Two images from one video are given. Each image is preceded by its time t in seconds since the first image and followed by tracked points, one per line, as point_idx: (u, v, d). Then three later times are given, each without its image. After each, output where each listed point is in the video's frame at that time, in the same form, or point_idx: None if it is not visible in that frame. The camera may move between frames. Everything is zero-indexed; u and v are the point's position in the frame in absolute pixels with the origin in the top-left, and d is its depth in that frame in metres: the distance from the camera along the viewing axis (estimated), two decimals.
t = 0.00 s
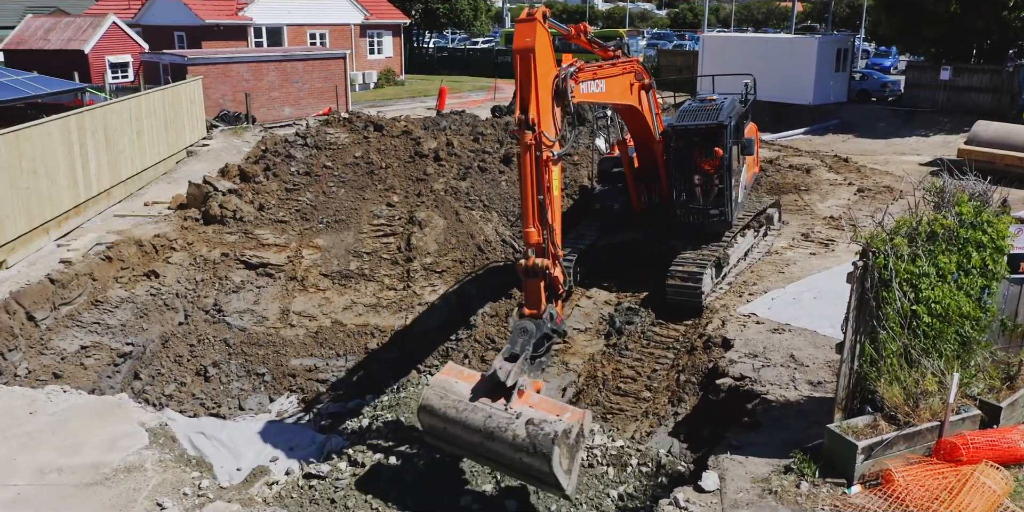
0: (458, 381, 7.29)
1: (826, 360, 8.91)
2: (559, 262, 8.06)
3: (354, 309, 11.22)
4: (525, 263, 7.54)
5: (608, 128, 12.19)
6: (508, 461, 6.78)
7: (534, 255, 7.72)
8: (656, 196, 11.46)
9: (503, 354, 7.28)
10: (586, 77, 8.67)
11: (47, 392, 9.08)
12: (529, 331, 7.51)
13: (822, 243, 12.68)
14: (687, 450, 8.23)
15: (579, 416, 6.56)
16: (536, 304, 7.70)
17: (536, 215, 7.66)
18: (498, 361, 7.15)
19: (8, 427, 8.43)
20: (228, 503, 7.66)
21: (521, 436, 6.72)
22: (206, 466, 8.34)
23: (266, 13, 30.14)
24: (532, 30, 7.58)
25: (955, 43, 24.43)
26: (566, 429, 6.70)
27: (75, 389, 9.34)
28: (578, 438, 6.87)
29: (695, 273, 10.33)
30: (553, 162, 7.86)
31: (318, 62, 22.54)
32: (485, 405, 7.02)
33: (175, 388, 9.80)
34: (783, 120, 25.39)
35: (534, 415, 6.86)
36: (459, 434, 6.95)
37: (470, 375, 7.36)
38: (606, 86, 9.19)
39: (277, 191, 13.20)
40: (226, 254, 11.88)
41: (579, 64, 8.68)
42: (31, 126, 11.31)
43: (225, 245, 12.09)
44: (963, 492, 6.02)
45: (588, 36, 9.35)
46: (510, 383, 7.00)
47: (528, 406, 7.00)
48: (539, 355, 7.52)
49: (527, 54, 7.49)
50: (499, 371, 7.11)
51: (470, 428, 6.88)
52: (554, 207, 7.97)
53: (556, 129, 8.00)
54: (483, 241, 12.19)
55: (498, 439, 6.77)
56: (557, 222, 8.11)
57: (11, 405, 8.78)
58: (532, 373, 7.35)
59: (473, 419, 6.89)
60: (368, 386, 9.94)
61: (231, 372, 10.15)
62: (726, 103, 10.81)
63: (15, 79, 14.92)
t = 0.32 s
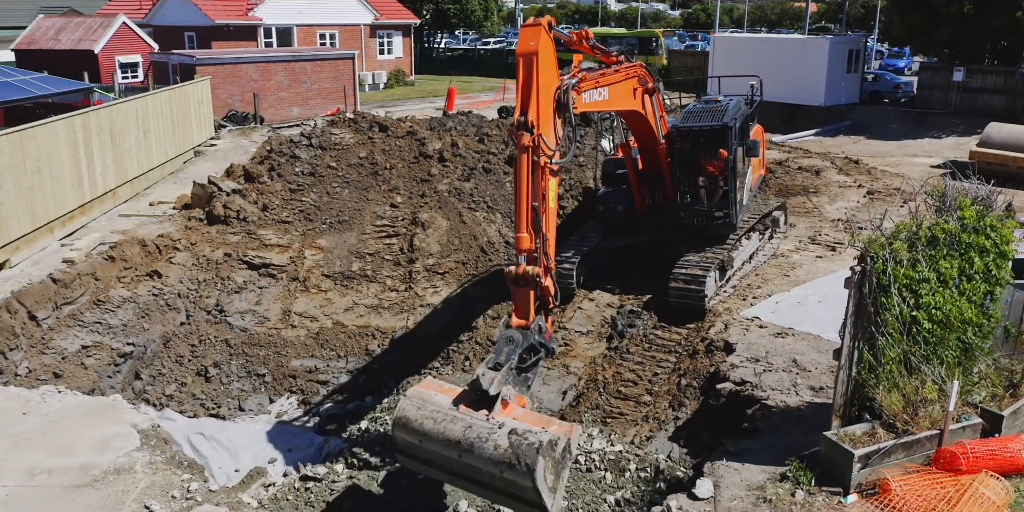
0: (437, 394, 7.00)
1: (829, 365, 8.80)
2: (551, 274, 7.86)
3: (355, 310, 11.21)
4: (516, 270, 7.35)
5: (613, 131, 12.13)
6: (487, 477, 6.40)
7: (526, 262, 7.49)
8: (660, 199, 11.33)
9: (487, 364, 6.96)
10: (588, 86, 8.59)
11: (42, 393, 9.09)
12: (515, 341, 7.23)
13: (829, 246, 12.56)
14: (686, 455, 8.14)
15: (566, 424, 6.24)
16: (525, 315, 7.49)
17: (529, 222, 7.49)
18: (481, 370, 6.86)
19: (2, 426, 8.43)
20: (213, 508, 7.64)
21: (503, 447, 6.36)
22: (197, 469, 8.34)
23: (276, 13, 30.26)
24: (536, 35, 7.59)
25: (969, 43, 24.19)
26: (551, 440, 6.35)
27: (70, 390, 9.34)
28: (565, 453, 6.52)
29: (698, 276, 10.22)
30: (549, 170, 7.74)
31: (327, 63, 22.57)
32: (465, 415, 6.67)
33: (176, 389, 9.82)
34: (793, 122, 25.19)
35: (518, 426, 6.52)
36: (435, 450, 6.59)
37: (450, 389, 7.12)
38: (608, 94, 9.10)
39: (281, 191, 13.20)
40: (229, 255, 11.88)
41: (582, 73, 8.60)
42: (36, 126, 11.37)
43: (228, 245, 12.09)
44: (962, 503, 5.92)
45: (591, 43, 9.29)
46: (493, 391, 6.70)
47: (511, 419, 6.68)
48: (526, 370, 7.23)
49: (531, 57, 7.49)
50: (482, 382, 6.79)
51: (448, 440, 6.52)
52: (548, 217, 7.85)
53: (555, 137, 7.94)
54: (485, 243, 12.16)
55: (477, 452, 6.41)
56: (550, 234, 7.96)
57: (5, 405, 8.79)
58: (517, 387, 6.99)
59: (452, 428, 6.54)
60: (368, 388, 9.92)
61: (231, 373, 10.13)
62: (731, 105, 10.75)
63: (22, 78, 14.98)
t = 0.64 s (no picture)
0: (423, 417, 7.04)
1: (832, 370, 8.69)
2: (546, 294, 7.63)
3: (357, 311, 11.20)
4: (509, 287, 7.18)
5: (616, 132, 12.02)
6: (475, 500, 6.50)
7: (519, 279, 7.28)
8: (664, 201, 11.32)
9: (475, 383, 6.85)
10: (589, 101, 8.47)
11: (37, 393, 9.12)
12: (505, 360, 7.06)
13: (837, 249, 12.42)
14: (686, 461, 8.08)
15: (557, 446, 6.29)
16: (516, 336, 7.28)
17: (524, 238, 7.28)
18: (469, 390, 6.79)
19: None
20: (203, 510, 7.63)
21: (493, 470, 6.43)
22: (191, 470, 8.36)
23: (287, 13, 30.37)
24: (538, 50, 7.55)
25: (983, 44, 23.92)
26: (542, 462, 6.41)
27: (68, 390, 9.38)
28: (555, 474, 6.59)
29: (701, 279, 10.13)
30: (547, 187, 7.56)
31: (336, 63, 22.59)
32: (453, 437, 6.72)
33: (177, 389, 9.82)
34: (804, 123, 25.00)
35: (508, 448, 6.55)
36: (423, 474, 6.67)
37: (437, 412, 7.15)
38: (610, 105, 9.02)
39: (285, 191, 13.21)
40: (232, 254, 11.90)
41: (582, 88, 8.48)
42: (41, 125, 11.41)
43: (231, 245, 12.10)
44: None
45: (592, 54, 9.15)
46: (482, 413, 6.66)
47: (501, 440, 6.67)
48: (515, 391, 7.05)
49: (532, 73, 7.42)
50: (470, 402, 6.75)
51: (436, 464, 6.60)
52: (544, 233, 7.61)
53: (555, 155, 7.84)
54: (489, 245, 12.13)
55: (466, 475, 6.48)
56: (547, 254, 7.72)
57: None
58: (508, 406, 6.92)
59: (440, 451, 6.61)
60: (368, 389, 9.89)
61: (232, 373, 10.14)
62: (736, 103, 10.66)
63: (31, 78, 15.08)
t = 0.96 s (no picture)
0: (421, 442, 7.05)
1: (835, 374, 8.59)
2: (542, 309, 7.54)
3: (360, 311, 11.19)
4: (505, 304, 7.02)
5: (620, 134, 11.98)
6: None
7: (515, 295, 7.15)
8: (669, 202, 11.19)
9: (471, 409, 6.75)
10: (590, 110, 8.38)
11: (34, 392, 9.14)
12: (500, 382, 6.88)
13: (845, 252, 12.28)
14: (686, 465, 8.01)
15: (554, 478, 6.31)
16: (511, 356, 7.07)
17: (521, 251, 7.19)
18: (464, 418, 6.72)
19: None
20: (193, 510, 7.59)
21: (491, 501, 6.47)
22: (185, 470, 8.37)
23: (298, 13, 30.49)
24: (538, 62, 7.44)
25: (997, 44, 23.65)
26: (540, 491, 6.46)
27: (64, 389, 9.38)
28: (555, 499, 6.64)
29: (705, 282, 10.05)
30: (546, 201, 7.48)
31: (345, 63, 22.63)
32: (450, 465, 6.75)
33: (179, 389, 9.86)
34: (816, 124, 24.78)
35: (506, 477, 6.58)
36: (423, 501, 6.73)
37: (435, 435, 7.16)
38: (612, 112, 8.95)
39: (291, 191, 13.24)
40: (237, 254, 11.92)
41: (582, 98, 8.40)
42: (48, 124, 11.46)
43: (235, 245, 12.13)
44: None
45: (593, 62, 9.09)
46: (478, 441, 6.61)
47: (499, 467, 6.68)
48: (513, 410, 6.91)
49: (532, 85, 7.33)
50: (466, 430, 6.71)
51: (435, 494, 6.63)
52: (542, 245, 7.50)
53: (554, 168, 7.74)
54: (493, 245, 12.09)
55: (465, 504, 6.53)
56: (545, 268, 7.64)
57: None
58: (504, 430, 6.83)
59: (438, 482, 6.63)
60: (369, 390, 9.88)
61: (235, 373, 10.14)
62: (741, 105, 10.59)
63: (40, 77, 15.18)
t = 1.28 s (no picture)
0: (416, 454, 7.24)
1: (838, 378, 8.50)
2: (536, 315, 7.56)
3: (363, 311, 11.19)
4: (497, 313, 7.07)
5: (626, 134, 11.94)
6: None
7: (508, 302, 7.17)
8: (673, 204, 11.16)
9: (463, 423, 6.88)
10: (588, 113, 8.43)
11: (33, 391, 9.19)
12: (491, 394, 6.93)
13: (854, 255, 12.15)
14: (686, 468, 7.91)
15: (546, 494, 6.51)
16: (503, 364, 7.17)
17: (515, 256, 7.22)
18: (457, 433, 6.88)
19: None
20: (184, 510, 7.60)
21: None
22: (180, 470, 8.38)
23: (309, 13, 30.56)
24: (533, 67, 7.49)
25: (1014, 45, 23.35)
26: (533, 505, 6.67)
27: (62, 387, 9.44)
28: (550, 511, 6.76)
29: (708, 284, 9.98)
30: (541, 206, 7.51)
31: (355, 63, 22.66)
32: (444, 480, 6.92)
33: (181, 387, 9.90)
34: (829, 125, 24.53)
35: (499, 491, 6.78)
36: None
37: (429, 447, 7.35)
38: (613, 115, 8.99)
39: (296, 191, 13.29)
40: (241, 254, 11.94)
41: (581, 101, 8.45)
42: (56, 123, 11.53)
43: (240, 245, 12.15)
44: None
45: (592, 65, 9.05)
46: (471, 456, 6.73)
47: (492, 480, 6.87)
48: (505, 419, 7.07)
49: (528, 89, 7.37)
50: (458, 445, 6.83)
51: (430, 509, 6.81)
52: (537, 251, 7.55)
53: (550, 172, 7.78)
54: (497, 246, 12.06)
55: None
56: (539, 273, 7.67)
57: None
58: (497, 442, 6.95)
59: (432, 497, 6.80)
60: (370, 390, 9.87)
61: (238, 372, 10.17)
62: (746, 106, 10.57)
63: (51, 77, 15.30)
